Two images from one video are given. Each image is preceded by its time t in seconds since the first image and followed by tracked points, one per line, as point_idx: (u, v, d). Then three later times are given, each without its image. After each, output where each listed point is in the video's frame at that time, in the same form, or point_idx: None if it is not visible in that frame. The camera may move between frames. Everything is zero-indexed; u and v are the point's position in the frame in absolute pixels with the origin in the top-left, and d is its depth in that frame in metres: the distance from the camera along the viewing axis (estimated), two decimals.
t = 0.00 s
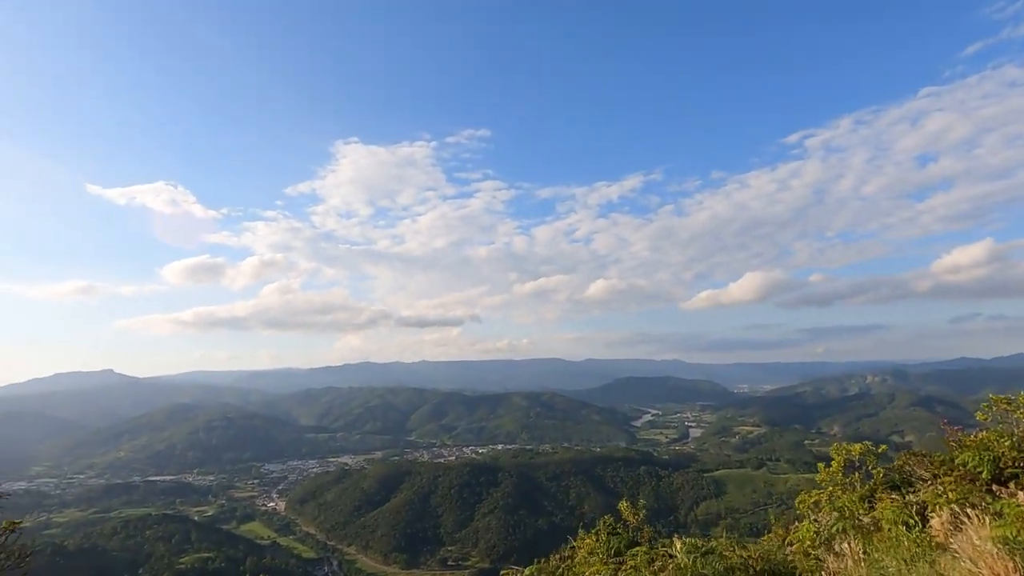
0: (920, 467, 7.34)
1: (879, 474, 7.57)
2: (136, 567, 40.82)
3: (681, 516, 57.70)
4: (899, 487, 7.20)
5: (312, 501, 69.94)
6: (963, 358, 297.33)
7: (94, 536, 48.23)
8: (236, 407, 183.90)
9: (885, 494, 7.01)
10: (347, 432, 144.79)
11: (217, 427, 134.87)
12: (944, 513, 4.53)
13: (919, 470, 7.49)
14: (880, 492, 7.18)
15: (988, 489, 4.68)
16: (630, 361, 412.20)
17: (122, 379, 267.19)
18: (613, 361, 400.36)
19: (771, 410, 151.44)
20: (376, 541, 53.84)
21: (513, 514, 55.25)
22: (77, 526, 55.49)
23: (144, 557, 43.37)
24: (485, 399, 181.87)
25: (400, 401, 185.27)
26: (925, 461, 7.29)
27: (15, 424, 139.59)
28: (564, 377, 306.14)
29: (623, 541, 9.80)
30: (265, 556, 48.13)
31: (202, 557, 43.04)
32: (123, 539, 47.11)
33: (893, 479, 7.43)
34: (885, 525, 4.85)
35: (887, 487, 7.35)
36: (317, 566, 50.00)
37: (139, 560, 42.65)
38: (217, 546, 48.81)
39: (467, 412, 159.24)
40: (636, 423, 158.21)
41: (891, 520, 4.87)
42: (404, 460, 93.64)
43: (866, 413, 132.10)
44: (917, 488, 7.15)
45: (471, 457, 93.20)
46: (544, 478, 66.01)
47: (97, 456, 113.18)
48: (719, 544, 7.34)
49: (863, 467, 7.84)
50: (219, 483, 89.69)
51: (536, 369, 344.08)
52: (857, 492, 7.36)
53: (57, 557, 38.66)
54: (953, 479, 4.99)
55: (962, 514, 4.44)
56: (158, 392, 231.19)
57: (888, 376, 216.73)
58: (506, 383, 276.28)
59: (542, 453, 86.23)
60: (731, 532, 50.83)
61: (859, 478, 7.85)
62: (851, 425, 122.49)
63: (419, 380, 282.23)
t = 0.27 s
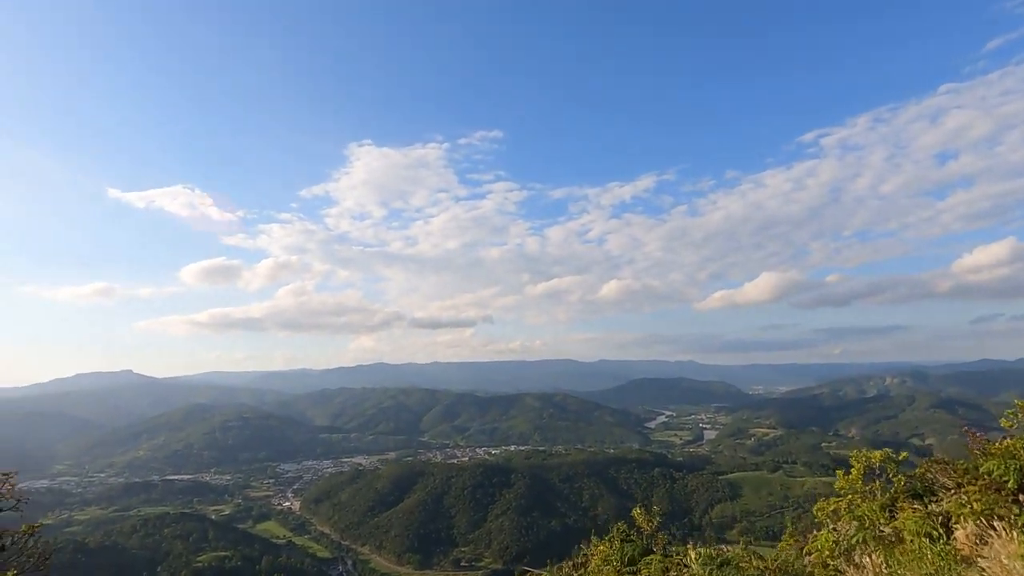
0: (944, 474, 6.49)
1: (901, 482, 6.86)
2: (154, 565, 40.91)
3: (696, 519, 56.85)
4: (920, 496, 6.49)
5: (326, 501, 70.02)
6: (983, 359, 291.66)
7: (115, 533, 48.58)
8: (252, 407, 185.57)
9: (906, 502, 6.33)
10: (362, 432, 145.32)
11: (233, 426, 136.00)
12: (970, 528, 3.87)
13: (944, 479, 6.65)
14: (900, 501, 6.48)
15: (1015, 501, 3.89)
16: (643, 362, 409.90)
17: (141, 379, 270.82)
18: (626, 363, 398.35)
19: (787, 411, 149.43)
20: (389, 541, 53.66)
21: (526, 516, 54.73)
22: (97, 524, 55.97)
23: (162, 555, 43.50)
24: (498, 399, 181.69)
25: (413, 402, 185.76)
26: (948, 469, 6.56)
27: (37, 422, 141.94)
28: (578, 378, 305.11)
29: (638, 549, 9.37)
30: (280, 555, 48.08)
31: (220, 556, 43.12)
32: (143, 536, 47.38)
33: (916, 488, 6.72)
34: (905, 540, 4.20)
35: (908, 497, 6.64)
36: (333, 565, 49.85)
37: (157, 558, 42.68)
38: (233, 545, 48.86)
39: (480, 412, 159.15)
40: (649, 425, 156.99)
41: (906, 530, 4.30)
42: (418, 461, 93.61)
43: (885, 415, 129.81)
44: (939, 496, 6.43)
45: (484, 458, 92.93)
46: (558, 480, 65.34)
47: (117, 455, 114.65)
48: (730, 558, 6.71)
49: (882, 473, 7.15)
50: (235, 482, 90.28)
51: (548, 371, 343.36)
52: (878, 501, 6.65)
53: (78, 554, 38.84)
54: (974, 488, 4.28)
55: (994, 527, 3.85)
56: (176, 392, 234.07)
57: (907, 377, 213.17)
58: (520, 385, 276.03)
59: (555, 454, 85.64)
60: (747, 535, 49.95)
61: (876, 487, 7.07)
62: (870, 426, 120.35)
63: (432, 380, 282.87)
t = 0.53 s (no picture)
0: (972, 480, 6.05)
1: (928, 488, 6.27)
2: (180, 563, 41.35)
3: (717, 523, 55.57)
4: (953, 504, 5.89)
5: (347, 502, 70.29)
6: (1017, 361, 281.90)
7: (142, 531, 49.26)
8: (274, 409, 187.68)
9: (936, 510, 5.75)
10: (381, 433, 145.95)
11: (256, 426, 137.44)
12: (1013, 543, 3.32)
13: (975, 487, 6.00)
14: (928, 508, 5.89)
15: None
16: (663, 364, 405.46)
17: (167, 381, 276.03)
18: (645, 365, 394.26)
19: (812, 414, 145.88)
20: (409, 541, 53.50)
21: (545, 518, 54.07)
22: (125, 522, 56.85)
23: (187, 552, 43.96)
24: (517, 401, 181.10)
25: (432, 403, 186.02)
26: (980, 474, 5.97)
27: (68, 422, 145.24)
28: (596, 379, 302.92)
29: (657, 553, 9.79)
30: (301, 554, 48.23)
31: (244, 554, 43.47)
32: (168, 534, 48.01)
33: (944, 495, 6.14)
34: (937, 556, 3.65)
35: (938, 504, 6.05)
36: (353, 565, 49.79)
37: (182, 555, 43.14)
38: (256, 544, 49.17)
39: (499, 414, 158.75)
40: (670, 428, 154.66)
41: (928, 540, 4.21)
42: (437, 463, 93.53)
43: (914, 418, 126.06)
44: (972, 504, 5.83)
45: (503, 460, 92.53)
46: (576, 482, 64.36)
47: (143, 454, 116.62)
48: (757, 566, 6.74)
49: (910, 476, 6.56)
50: (258, 482, 91.20)
51: (567, 373, 341.24)
52: (904, 507, 6.07)
53: (106, 551, 39.39)
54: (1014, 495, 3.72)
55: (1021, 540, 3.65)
56: (201, 393, 238.10)
57: (937, 380, 206.92)
58: (538, 386, 275.08)
59: (575, 456, 84.79)
60: (770, 541, 48.62)
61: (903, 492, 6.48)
62: (898, 430, 116.86)
63: (450, 381, 283.45)
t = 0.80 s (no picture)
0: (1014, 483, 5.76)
1: (967, 492, 6.02)
2: (210, 559, 42.18)
3: (743, 526, 54.51)
4: (993, 509, 5.61)
5: (370, 501, 70.93)
6: None
7: (173, 527, 50.47)
8: (299, 409, 190.38)
9: (974, 515, 5.50)
10: (404, 433, 147.04)
11: (281, 426, 139.64)
12: None
13: (1014, 493, 6.01)
14: (967, 513, 5.62)
15: None
16: (687, 365, 400.24)
17: (196, 381, 282.29)
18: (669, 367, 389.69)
19: (841, 417, 142.25)
20: (431, 540, 53.61)
21: (567, 520, 53.61)
22: (158, 518, 58.33)
23: (216, 549, 44.83)
24: (539, 402, 180.60)
25: (455, 404, 186.64)
26: None
27: (102, 421, 149.51)
28: (619, 381, 300.51)
29: (683, 557, 9.75)
30: (326, 552, 48.78)
31: (271, 551, 44.19)
32: (199, 531, 49.12)
33: (983, 499, 5.87)
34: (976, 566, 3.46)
35: (976, 508, 5.79)
36: (378, 564, 50.25)
37: (211, 552, 44.03)
38: (282, 541, 49.90)
39: (520, 415, 158.54)
40: (693, 430, 152.37)
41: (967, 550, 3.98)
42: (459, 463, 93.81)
43: (949, 421, 122.00)
44: (1013, 509, 5.56)
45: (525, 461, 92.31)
46: (599, 483, 63.76)
47: (174, 453, 119.42)
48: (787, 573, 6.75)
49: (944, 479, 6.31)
50: (284, 480, 92.67)
51: (588, 374, 339.00)
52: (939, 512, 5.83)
53: (139, 546, 40.42)
54: None
55: None
56: (229, 393, 243.10)
57: (973, 382, 199.90)
58: (560, 386, 274.05)
59: (597, 458, 84.16)
60: (798, 546, 47.47)
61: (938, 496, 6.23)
62: (933, 433, 113.15)
63: (472, 382, 284.26)
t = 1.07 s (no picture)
0: None
1: (1007, 498, 5.99)
2: (240, 554, 43.16)
3: (773, 530, 53.45)
4: None
5: (395, 499, 71.83)
6: None
7: (206, 522, 51.89)
8: (326, 408, 193.33)
9: (1017, 520, 5.49)
10: (429, 433, 148.22)
11: (309, 425, 142.04)
12: None
13: None
14: (1010, 519, 5.61)
15: None
16: (713, 365, 394.50)
17: (226, 381, 288.97)
18: (694, 367, 384.44)
19: (874, 419, 138.40)
20: (456, 539, 54.02)
21: (593, 521, 53.33)
22: (191, 514, 60.01)
23: (247, 545, 45.85)
24: (563, 402, 180.00)
25: (478, 404, 187.29)
26: None
27: (137, 419, 154.22)
28: (644, 381, 297.55)
29: (710, 560, 9.74)
30: (353, 550, 49.51)
31: (299, 548, 45.04)
32: (230, 527, 50.36)
33: None
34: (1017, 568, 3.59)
35: (1018, 513, 5.77)
36: (404, 562, 50.80)
37: (243, 547, 45.08)
38: (310, 538, 50.80)
39: (544, 415, 158.35)
40: (720, 431, 150.01)
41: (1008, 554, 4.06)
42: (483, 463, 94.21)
43: (988, 423, 117.76)
44: None
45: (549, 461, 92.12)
46: (623, 484, 63.24)
47: (206, 451, 122.50)
48: None
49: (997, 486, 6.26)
50: (312, 478, 94.33)
51: (612, 375, 336.43)
52: (982, 519, 5.82)
53: (173, 541, 41.64)
54: None
55: None
56: (258, 392, 248.54)
57: (1015, 383, 192.34)
58: (584, 386, 272.79)
59: (623, 458, 83.57)
60: (830, 550, 46.41)
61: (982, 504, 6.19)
62: (972, 436, 109.21)
63: (496, 382, 285.14)
